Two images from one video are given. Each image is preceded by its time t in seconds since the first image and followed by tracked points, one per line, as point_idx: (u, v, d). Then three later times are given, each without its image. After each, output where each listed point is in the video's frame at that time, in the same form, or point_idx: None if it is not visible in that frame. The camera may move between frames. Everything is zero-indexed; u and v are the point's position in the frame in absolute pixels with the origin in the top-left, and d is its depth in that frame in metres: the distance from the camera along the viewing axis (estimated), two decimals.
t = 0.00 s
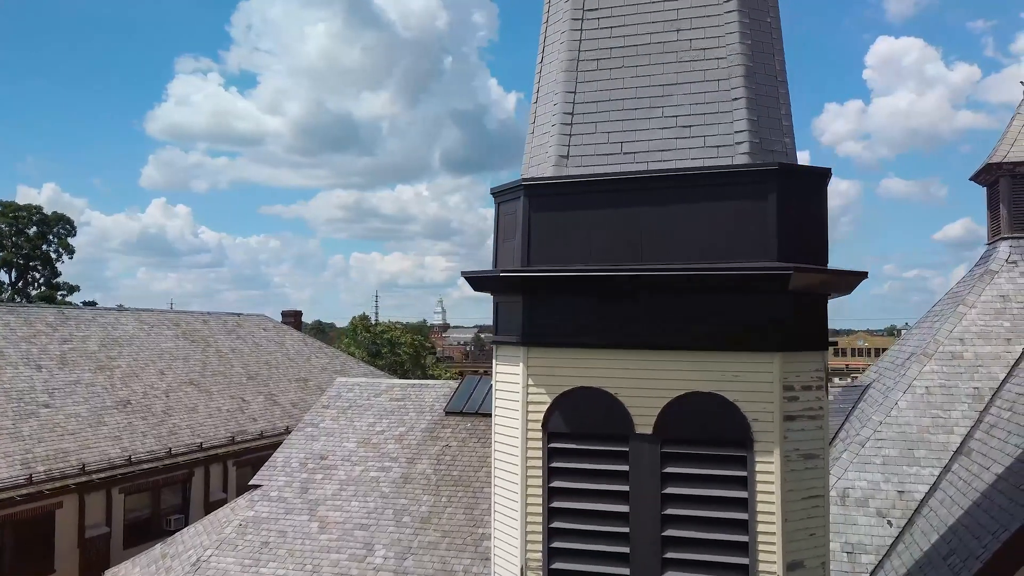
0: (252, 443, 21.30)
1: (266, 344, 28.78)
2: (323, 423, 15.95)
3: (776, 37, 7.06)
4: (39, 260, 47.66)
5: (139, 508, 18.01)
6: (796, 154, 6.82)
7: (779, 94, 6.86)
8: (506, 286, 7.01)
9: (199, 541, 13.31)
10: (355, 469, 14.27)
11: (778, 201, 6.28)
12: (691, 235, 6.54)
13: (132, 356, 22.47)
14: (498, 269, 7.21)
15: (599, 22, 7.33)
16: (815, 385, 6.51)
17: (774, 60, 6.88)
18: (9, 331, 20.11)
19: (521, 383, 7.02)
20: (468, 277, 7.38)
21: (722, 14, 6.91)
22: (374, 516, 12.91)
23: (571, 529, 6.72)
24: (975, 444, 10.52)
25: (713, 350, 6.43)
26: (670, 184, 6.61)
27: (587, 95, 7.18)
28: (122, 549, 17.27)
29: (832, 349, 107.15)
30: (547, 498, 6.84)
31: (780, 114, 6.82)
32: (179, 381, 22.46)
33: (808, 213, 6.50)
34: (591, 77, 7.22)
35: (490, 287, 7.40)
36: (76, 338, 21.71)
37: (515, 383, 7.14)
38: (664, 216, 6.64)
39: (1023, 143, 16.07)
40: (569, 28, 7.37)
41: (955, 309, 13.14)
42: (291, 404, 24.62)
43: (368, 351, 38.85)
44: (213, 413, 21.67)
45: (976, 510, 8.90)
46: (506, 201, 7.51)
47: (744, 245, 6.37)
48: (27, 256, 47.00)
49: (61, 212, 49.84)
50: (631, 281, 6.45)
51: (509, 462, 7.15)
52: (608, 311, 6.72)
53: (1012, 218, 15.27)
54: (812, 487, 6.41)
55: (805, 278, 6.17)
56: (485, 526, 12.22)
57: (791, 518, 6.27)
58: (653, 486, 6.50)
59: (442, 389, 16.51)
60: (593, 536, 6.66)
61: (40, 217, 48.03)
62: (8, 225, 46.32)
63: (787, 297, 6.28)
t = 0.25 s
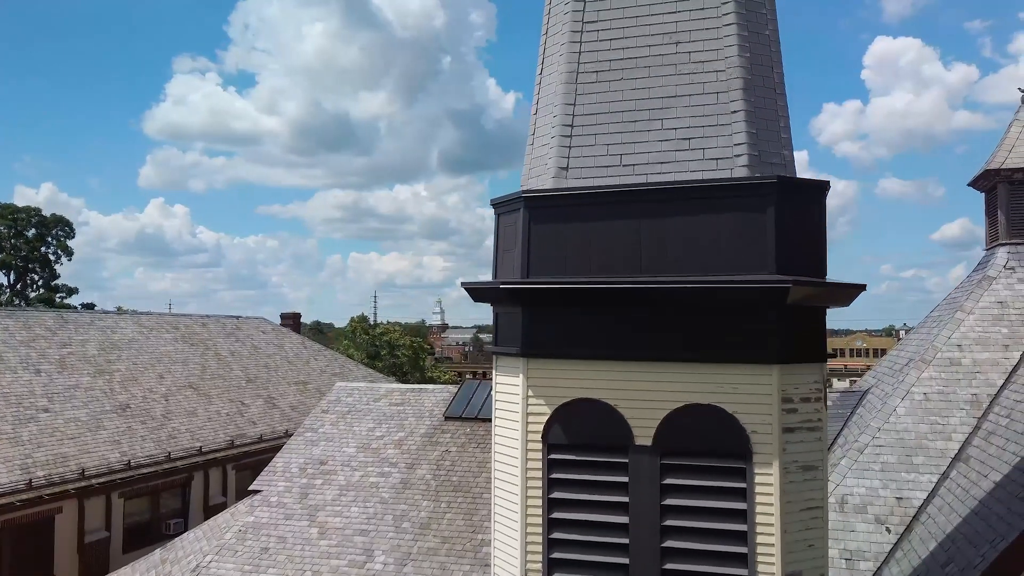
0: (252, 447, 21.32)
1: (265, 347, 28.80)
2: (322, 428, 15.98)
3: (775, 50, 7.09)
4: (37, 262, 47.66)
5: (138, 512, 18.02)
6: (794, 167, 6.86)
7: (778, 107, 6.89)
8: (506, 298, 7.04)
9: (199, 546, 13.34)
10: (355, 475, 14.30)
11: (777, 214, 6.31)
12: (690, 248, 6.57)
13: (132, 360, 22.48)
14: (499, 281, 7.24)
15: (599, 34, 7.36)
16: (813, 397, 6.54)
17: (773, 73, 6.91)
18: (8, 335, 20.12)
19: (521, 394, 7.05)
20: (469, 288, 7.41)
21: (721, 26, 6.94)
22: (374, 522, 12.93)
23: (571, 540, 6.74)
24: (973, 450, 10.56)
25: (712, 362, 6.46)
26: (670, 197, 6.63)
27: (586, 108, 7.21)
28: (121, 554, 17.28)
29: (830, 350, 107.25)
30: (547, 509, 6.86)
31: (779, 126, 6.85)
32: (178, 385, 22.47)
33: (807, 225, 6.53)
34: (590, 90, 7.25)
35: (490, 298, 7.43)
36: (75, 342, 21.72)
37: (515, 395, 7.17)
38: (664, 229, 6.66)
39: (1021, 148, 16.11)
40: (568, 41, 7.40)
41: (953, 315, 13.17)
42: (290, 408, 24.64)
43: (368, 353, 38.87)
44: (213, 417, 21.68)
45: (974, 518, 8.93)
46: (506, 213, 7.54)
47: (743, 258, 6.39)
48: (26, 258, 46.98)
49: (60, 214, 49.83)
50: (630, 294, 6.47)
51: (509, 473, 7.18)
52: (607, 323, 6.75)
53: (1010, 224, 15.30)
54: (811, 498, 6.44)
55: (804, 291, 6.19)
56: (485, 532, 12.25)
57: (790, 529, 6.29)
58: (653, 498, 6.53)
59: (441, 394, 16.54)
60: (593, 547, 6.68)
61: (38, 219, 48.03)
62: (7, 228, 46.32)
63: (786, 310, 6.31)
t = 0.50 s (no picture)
0: (252, 448, 21.33)
1: (264, 348, 28.81)
2: (322, 430, 16.00)
3: (775, 55, 7.11)
4: (36, 263, 47.64)
5: (138, 513, 18.03)
6: (794, 172, 6.89)
7: (778, 112, 6.92)
8: (507, 302, 7.06)
9: (199, 548, 13.35)
10: (355, 476, 14.31)
11: (777, 219, 6.33)
12: (691, 253, 6.59)
13: (131, 361, 22.49)
14: (499, 285, 7.26)
15: (599, 39, 7.38)
16: (814, 402, 6.56)
17: (773, 78, 6.94)
18: (8, 337, 20.13)
19: (521, 398, 7.07)
20: (469, 292, 7.42)
21: (722, 32, 6.96)
22: (374, 524, 12.95)
23: (571, 544, 6.75)
24: (972, 453, 10.58)
25: (712, 367, 6.48)
26: (670, 201, 6.65)
27: (587, 112, 7.23)
28: (121, 555, 17.30)
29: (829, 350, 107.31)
30: (548, 513, 6.88)
31: (779, 131, 6.88)
32: (178, 386, 22.48)
33: (807, 230, 6.55)
34: (591, 95, 7.27)
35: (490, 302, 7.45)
36: (74, 343, 21.72)
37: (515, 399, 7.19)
38: (664, 234, 6.68)
39: (1020, 151, 16.14)
40: (569, 46, 7.42)
41: (952, 317, 13.20)
42: (290, 409, 24.65)
43: (367, 354, 38.87)
44: (212, 418, 21.69)
45: (973, 521, 8.95)
46: (507, 217, 7.56)
47: (743, 263, 6.41)
48: (25, 259, 46.94)
49: (58, 215, 49.81)
50: (631, 299, 6.49)
51: (510, 477, 7.20)
52: (608, 327, 6.76)
53: (1009, 226, 15.33)
54: (811, 502, 6.45)
55: (804, 295, 6.22)
56: (485, 534, 12.26)
57: (790, 533, 6.30)
58: (653, 501, 6.55)
59: (441, 396, 16.55)
60: (594, 550, 6.69)
61: (38, 219, 48.04)
62: (6, 228, 46.32)
63: (786, 314, 6.33)
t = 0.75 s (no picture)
0: (251, 448, 21.34)
1: (264, 348, 28.82)
2: (322, 430, 16.01)
3: (774, 57, 7.14)
4: (35, 264, 47.65)
5: (138, 514, 18.03)
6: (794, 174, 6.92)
7: (778, 114, 6.95)
8: (507, 304, 7.08)
9: (199, 549, 13.36)
10: (355, 477, 14.33)
11: (777, 221, 6.36)
12: (691, 255, 6.61)
13: (131, 362, 22.50)
14: (500, 287, 7.28)
15: (599, 41, 7.40)
16: (813, 403, 6.58)
17: (773, 81, 6.96)
18: (8, 337, 20.14)
19: (522, 400, 7.08)
20: (470, 294, 7.44)
21: (721, 34, 6.98)
22: (374, 524, 12.96)
23: (571, 544, 6.77)
24: (971, 453, 10.61)
25: (712, 368, 6.50)
26: (671, 203, 6.68)
27: (587, 115, 7.25)
28: (121, 556, 17.31)
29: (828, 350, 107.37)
30: (548, 514, 6.89)
31: (778, 134, 6.91)
32: (177, 387, 22.49)
33: (807, 231, 6.58)
34: (591, 97, 7.29)
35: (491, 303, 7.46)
36: (74, 344, 21.73)
37: (516, 400, 7.20)
38: (664, 236, 6.70)
39: (1018, 153, 16.19)
40: (569, 48, 7.44)
41: (951, 318, 13.22)
42: (289, 409, 24.65)
43: (366, 354, 38.87)
44: (212, 419, 21.71)
45: (972, 522, 8.97)
46: (507, 219, 7.58)
47: (743, 265, 6.43)
48: (24, 259, 46.92)
49: (57, 215, 49.75)
50: (631, 301, 6.51)
51: (510, 478, 7.21)
52: (608, 329, 6.78)
53: (1008, 227, 15.36)
54: (811, 503, 6.47)
55: (804, 297, 6.24)
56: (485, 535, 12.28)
57: (790, 534, 6.32)
58: (653, 502, 6.56)
59: (441, 396, 16.56)
60: (594, 551, 6.71)
61: (37, 220, 48.03)
62: (5, 228, 46.31)
63: (786, 316, 6.35)
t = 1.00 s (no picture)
0: (251, 449, 21.36)
1: (263, 348, 28.83)
2: (322, 430, 16.03)
3: (774, 59, 7.16)
4: (35, 264, 47.64)
5: (137, 514, 18.03)
6: (792, 175, 6.95)
7: (776, 115, 6.97)
8: (506, 305, 7.10)
9: (199, 549, 13.38)
10: (354, 477, 14.35)
11: (776, 222, 6.38)
12: (690, 255, 6.63)
13: (130, 362, 22.50)
14: (499, 287, 7.30)
15: (599, 42, 7.42)
16: (812, 403, 6.60)
17: (771, 82, 6.98)
18: (7, 338, 20.14)
19: (521, 400, 7.10)
20: (469, 294, 7.46)
21: (720, 35, 7.00)
22: (374, 524, 12.98)
23: (571, 544, 6.78)
24: (970, 453, 10.64)
25: (711, 369, 6.53)
26: (670, 204, 6.70)
27: (586, 116, 7.27)
28: (121, 556, 17.32)
29: (826, 350, 107.44)
30: (548, 514, 6.91)
31: (777, 135, 6.94)
32: (177, 387, 22.49)
33: (806, 232, 6.60)
34: (590, 98, 7.31)
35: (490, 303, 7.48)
36: (73, 344, 21.73)
37: (515, 400, 7.21)
38: (664, 236, 6.73)
39: (1016, 154, 16.22)
40: (568, 50, 7.45)
41: (949, 318, 13.24)
42: (288, 409, 24.67)
43: (365, 354, 38.87)
44: (211, 419, 21.72)
45: (970, 521, 9.00)
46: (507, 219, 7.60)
47: (742, 265, 6.46)
48: (23, 259, 46.89)
49: (56, 215, 49.73)
50: (632, 301, 6.53)
51: (510, 477, 7.22)
52: (607, 330, 6.80)
53: (1005, 227, 15.39)
54: (810, 503, 6.50)
55: (803, 298, 6.27)
56: (485, 535, 12.30)
57: (789, 534, 6.35)
58: (653, 502, 6.58)
59: (440, 397, 16.58)
60: (594, 550, 6.72)
61: (35, 220, 47.99)
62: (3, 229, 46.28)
63: (785, 316, 6.37)
